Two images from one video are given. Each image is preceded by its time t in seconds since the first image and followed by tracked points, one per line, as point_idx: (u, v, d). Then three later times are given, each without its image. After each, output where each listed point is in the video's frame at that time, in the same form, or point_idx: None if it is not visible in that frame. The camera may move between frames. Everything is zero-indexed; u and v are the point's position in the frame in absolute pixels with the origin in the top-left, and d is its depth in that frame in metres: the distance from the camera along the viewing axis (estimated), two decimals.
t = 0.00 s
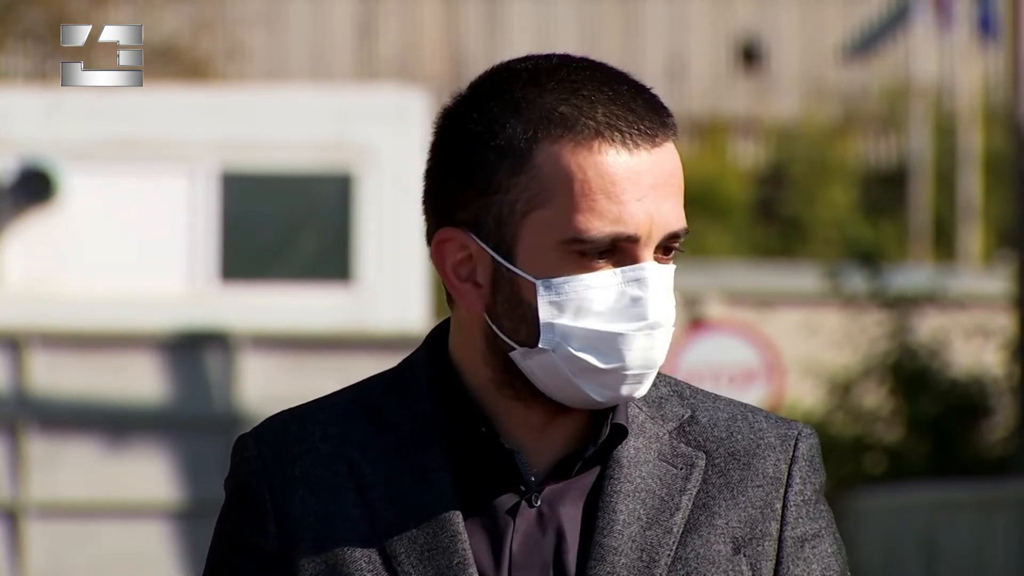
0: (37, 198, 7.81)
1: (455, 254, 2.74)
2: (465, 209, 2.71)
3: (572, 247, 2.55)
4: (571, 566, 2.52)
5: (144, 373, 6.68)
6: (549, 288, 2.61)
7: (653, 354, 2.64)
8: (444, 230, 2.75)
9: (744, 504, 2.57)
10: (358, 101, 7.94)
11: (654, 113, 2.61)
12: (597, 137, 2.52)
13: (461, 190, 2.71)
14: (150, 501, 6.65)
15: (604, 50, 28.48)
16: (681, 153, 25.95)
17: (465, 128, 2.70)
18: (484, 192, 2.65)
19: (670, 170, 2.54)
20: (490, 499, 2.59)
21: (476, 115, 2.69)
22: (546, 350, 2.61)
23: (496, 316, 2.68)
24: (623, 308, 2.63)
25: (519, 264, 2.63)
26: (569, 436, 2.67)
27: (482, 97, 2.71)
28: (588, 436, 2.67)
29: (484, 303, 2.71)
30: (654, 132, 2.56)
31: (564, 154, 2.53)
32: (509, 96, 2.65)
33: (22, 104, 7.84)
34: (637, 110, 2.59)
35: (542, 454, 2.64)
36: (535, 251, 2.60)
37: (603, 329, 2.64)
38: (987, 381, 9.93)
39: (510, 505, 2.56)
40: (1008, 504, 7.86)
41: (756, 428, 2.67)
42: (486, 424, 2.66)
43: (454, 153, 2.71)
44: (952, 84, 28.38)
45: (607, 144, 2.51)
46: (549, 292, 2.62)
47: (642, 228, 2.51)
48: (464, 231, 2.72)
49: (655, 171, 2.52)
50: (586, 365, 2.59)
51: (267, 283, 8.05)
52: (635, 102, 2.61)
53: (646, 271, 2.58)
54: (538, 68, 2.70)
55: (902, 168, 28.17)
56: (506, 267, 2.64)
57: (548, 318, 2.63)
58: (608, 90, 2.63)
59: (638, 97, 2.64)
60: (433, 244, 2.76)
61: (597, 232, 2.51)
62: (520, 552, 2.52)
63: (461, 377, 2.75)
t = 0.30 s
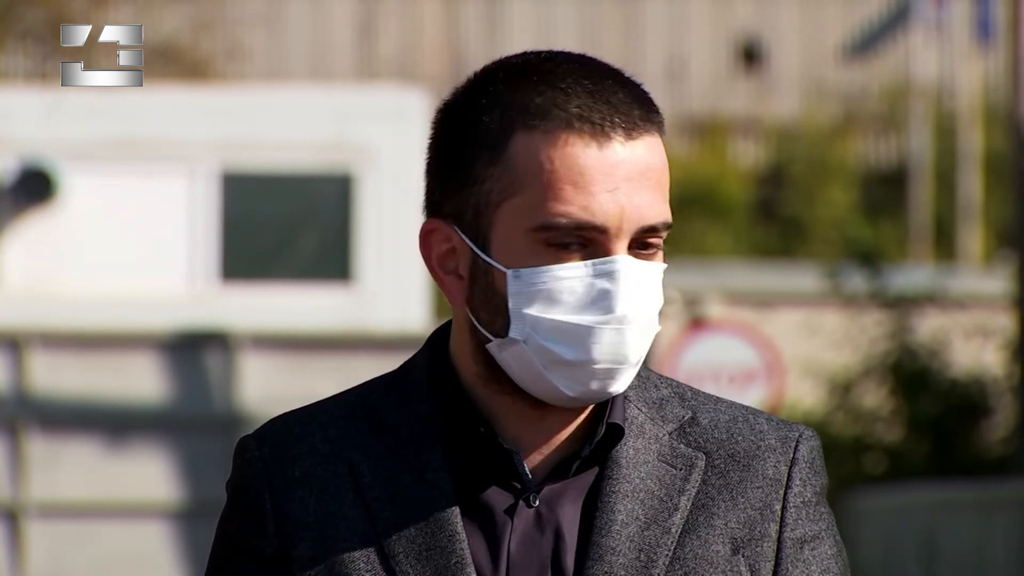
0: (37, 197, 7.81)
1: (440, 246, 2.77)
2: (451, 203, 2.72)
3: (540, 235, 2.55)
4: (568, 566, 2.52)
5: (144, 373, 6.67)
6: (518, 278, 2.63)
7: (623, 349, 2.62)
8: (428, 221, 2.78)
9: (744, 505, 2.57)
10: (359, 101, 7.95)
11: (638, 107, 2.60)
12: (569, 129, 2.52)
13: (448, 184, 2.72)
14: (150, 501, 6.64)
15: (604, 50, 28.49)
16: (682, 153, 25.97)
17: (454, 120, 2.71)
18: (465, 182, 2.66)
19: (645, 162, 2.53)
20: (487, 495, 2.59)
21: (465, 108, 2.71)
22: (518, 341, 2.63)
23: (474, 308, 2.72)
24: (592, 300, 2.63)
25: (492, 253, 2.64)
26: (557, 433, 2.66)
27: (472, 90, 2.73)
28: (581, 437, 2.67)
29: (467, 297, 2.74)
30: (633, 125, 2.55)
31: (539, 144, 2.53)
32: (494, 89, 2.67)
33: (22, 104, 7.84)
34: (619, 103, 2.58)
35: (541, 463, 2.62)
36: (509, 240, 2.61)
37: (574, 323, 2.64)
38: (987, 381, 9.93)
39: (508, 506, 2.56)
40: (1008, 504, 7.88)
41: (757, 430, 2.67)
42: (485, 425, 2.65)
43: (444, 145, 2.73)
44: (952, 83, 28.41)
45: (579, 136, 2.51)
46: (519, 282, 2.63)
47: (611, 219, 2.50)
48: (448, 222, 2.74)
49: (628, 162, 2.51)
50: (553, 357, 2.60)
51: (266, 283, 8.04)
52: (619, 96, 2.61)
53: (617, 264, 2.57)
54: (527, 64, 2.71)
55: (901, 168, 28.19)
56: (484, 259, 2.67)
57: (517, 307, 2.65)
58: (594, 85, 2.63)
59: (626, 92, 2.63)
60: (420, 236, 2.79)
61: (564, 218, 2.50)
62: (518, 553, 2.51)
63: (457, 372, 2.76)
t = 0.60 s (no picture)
0: (37, 198, 7.81)
1: (432, 242, 2.78)
2: (445, 199, 2.73)
3: (521, 235, 2.56)
4: (569, 563, 2.52)
5: (144, 373, 6.67)
6: (498, 278, 2.64)
7: (598, 351, 2.62)
8: (422, 216, 2.79)
9: (746, 501, 2.57)
10: (358, 101, 7.97)
11: (628, 111, 2.59)
12: (552, 132, 2.52)
13: (442, 180, 2.73)
14: (151, 501, 6.65)
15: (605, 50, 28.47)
16: (682, 153, 25.97)
17: (449, 119, 2.72)
18: (454, 179, 2.67)
19: (629, 166, 2.52)
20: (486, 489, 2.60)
21: (460, 105, 2.71)
22: (498, 340, 2.65)
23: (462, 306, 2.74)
24: (570, 303, 2.63)
25: (477, 252, 2.66)
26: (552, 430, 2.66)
27: (468, 88, 2.73)
28: (581, 433, 2.67)
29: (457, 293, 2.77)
30: (620, 129, 2.54)
31: (524, 144, 2.53)
32: (490, 88, 2.66)
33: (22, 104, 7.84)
34: (610, 107, 2.58)
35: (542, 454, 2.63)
36: (493, 239, 2.61)
37: (553, 324, 2.65)
38: (987, 381, 9.94)
39: (510, 503, 2.56)
40: (1008, 505, 7.87)
41: (758, 427, 2.68)
42: (488, 422, 2.65)
43: (439, 142, 2.73)
44: (952, 84, 28.44)
45: (561, 138, 2.51)
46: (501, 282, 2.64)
47: (590, 221, 2.50)
48: (441, 219, 2.75)
49: (610, 166, 2.50)
50: (531, 357, 2.61)
51: (266, 283, 8.04)
52: (611, 99, 2.60)
53: (596, 267, 2.57)
54: (523, 63, 2.70)
55: (902, 168, 28.23)
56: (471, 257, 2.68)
57: (498, 307, 2.67)
58: (588, 87, 2.62)
59: (620, 96, 2.62)
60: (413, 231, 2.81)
61: (543, 219, 2.51)
62: (520, 551, 2.52)
63: (458, 370, 2.77)
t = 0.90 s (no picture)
0: (37, 197, 7.82)
1: (441, 270, 2.75)
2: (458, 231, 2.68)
3: (550, 283, 2.54)
4: (571, 560, 2.52)
5: (144, 373, 6.66)
6: (524, 318, 2.62)
7: (627, 389, 2.61)
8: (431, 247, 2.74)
9: (746, 499, 2.58)
10: (358, 101, 7.97)
11: (645, 146, 2.56)
12: (579, 179, 2.48)
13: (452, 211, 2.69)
14: (150, 501, 6.65)
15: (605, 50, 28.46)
16: (683, 153, 25.87)
17: (457, 144, 2.67)
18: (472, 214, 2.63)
19: (655, 207, 2.50)
20: (486, 491, 2.60)
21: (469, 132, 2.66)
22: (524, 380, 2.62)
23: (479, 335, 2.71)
24: (598, 341, 2.61)
25: (499, 291, 2.63)
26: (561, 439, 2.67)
27: (476, 111, 2.67)
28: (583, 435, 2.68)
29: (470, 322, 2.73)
30: (642, 169, 2.52)
31: (549, 191, 2.49)
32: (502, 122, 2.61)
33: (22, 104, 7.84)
34: (628, 144, 2.55)
35: (542, 450, 2.66)
36: (517, 281, 2.59)
37: (580, 361, 2.62)
38: (987, 381, 9.94)
39: (509, 501, 2.58)
40: (1008, 505, 7.91)
41: (757, 429, 2.68)
42: (485, 422, 2.68)
43: (447, 169, 2.68)
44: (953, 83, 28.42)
45: (588, 187, 2.47)
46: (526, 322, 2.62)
47: (620, 268, 2.49)
48: (450, 249, 2.72)
49: (638, 211, 2.48)
50: (559, 396, 2.60)
51: (266, 283, 8.05)
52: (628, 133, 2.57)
53: (624, 307, 2.56)
54: (536, 87, 2.65)
55: (902, 168, 28.17)
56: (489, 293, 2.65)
57: (523, 347, 2.64)
58: (605, 119, 2.59)
59: (634, 127, 2.60)
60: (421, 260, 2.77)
61: (573, 270, 2.49)
62: (521, 547, 2.53)
63: (458, 378, 2.75)
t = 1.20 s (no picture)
0: (37, 198, 7.81)
1: (452, 259, 2.74)
2: (467, 217, 2.69)
3: (571, 255, 2.57)
4: (576, 561, 2.52)
5: (144, 372, 6.66)
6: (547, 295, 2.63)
7: (651, 360, 2.66)
8: (440, 235, 2.75)
9: (746, 500, 2.58)
10: (358, 101, 7.98)
11: (653, 120, 2.62)
12: (597, 147, 2.52)
13: (457, 198, 2.70)
14: (151, 501, 6.65)
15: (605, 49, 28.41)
16: (683, 153, 25.85)
17: (462, 134, 2.68)
18: (484, 201, 2.64)
19: (670, 178, 2.56)
20: (489, 493, 2.60)
21: (475, 121, 2.67)
22: (547, 357, 2.63)
23: (495, 322, 2.69)
24: (624, 315, 2.65)
25: (517, 269, 2.63)
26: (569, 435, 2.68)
27: (480, 100, 2.70)
28: (589, 435, 2.68)
29: (483, 309, 2.71)
30: (653, 139, 2.58)
31: (566, 162, 2.53)
32: (510, 102, 2.64)
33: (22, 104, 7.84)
34: (636, 116, 2.60)
35: (543, 451, 2.65)
36: (535, 258, 2.61)
37: (605, 336, 2.66)
38: (987, 381, 9.93)
39: (512, 507, 2.56)
40: (1009, 504, 7.82)
41: (755, 428, 2.69)
42: (487, 425, 2.66)
43: (452, 160, 2.69)
44: (953, 83, 28.42)
45: (605, 156, 2.52)
46: (548, 300, 2.63)
47: (640, 237, 2.53)
48: (465, 237, 2.71)
49: (655, 178, 2.53)
50: (584, 371, 2.61)
51: (266, 283, 8.06)
52: (633, 107, 2.62)
53: (645, 278, 2.60)
54: (538, 73, 2.69)
55: (902, 168, 28.16)
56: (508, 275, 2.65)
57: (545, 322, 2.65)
58: (610, 96, 2.64)
59: (637, 102, 2.65)
60: (430, 249, 2.76)
61: (596, 241, 2.52)
62: (525, 551, 2.52)
63: (459, 377, 2.75)
